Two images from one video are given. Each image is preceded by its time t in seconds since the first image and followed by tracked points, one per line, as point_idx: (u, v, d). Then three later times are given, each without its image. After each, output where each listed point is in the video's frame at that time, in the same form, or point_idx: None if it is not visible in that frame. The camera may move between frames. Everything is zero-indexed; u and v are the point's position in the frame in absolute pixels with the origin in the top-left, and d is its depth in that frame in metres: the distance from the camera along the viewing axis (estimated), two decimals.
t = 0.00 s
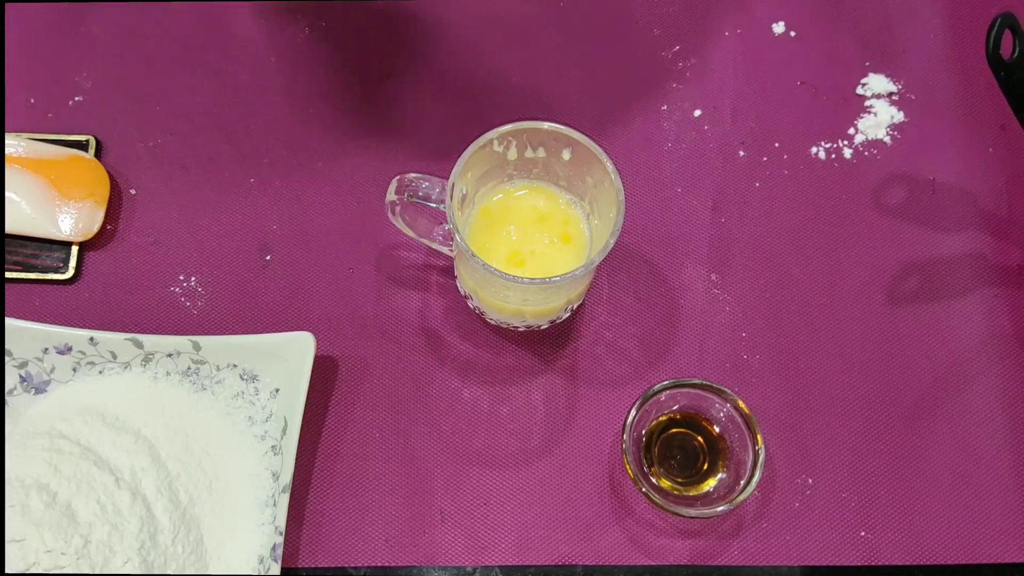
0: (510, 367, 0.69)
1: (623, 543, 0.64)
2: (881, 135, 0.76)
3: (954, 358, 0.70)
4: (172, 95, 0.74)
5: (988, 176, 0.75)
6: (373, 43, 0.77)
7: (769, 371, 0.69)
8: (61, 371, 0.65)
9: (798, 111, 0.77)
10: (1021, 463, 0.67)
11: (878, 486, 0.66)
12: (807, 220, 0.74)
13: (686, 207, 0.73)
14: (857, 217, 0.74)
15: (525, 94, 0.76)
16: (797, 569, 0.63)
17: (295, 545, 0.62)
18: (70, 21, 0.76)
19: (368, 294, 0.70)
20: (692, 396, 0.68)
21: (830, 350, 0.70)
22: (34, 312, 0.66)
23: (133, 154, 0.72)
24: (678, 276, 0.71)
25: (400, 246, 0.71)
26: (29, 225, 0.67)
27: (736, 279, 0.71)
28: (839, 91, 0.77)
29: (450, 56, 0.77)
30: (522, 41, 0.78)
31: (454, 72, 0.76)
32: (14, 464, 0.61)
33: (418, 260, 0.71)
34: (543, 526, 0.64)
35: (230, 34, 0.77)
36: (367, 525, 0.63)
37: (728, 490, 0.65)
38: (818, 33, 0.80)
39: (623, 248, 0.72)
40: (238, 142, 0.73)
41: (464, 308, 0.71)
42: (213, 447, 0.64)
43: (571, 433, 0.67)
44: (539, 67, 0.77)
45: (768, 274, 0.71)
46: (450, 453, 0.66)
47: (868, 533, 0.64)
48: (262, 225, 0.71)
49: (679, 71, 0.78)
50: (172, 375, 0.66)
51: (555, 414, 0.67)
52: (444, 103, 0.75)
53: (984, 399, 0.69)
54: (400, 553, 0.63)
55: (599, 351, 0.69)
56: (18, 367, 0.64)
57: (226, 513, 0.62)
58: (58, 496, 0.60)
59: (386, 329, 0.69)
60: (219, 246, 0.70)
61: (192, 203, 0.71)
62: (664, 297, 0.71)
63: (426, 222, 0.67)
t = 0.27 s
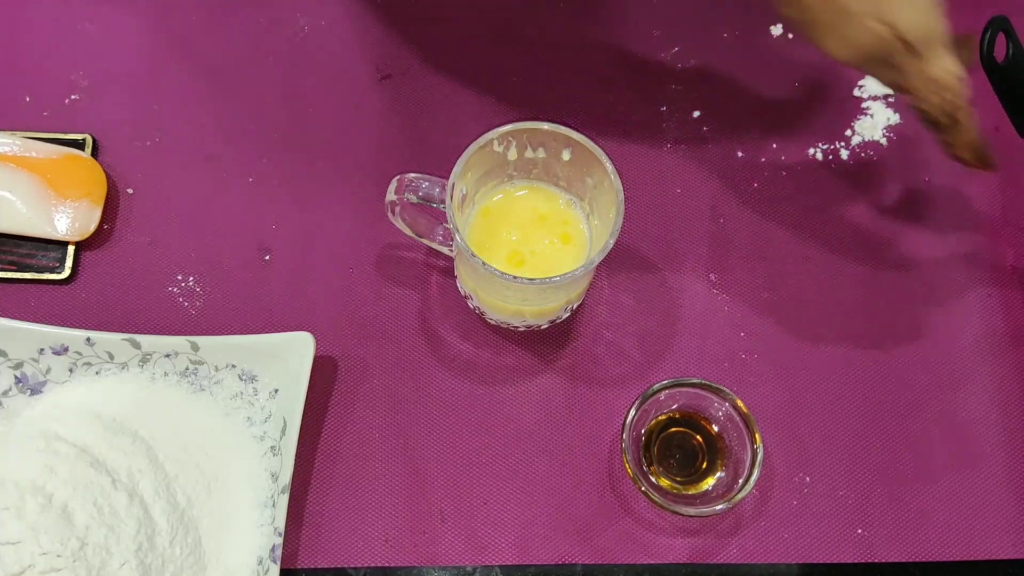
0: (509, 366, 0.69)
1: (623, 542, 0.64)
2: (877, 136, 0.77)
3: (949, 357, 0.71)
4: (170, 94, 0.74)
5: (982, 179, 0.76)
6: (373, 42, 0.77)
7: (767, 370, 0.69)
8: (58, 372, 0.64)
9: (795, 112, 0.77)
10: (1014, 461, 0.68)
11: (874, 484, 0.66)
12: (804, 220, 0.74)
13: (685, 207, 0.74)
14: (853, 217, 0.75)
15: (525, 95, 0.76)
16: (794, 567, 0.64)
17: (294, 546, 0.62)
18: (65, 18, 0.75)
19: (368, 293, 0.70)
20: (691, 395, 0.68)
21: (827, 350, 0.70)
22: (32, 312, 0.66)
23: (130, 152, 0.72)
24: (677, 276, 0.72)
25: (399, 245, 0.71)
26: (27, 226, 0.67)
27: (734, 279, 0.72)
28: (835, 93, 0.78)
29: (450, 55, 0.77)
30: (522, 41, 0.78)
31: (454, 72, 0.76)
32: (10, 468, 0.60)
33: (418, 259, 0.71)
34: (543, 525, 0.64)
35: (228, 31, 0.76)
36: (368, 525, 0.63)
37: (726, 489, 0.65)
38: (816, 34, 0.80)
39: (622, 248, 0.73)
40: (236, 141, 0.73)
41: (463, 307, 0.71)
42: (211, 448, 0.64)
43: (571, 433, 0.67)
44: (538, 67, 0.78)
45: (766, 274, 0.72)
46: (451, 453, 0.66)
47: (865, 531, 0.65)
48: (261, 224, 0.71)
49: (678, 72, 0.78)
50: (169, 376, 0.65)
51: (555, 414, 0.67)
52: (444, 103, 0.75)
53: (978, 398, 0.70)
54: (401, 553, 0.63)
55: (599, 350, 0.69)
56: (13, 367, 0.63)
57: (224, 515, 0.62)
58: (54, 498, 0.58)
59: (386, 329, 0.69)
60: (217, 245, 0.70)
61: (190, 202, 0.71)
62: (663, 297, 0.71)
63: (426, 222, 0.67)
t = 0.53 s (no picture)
0: (510, 366, 0.69)
1: (623, 542, 0.64)
2: (877, 136, 0.77)
3: (948, 357, 0.71)
4: (170, 94, 0.74)
5: (981, 179, 0.76)
6: (373, 42, 0.77)
7: (767, 370, 0.69)
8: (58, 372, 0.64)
9: (795, 112, 0.78)
10: (1014, 461, 0.68)
11: (874, 484, 0.66)
12: (804, 221, 0.74)
13: (684, 207, 0.74)
14: (853, 217, 0.75)
15: (525, 95, 0.77)
16: (794, 567, 0.64)
17: (294, 546, 0.62)
18: (65, 18, 0.75)
19: (368, 293, 0.70)
20: (692, 395, 0.68)
21: (827, 349, 0.70)
22: (32, 312, 0.66)
23: (130, 152, 0.72)
24: (677, 276, 0.72)
25: (399, 245, 0.71)
26: (27, 226, 0.67)
27: (733, 279, 0.72)
28: (835, 93, 0.78)
29: (450, 55, 0.77)
30: (523, 41, 0.78)
31: (455, 72, 0.76)
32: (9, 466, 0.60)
33: (418, 258, 0.71)
34: (543, 525, 0.64)
35: (228, 31, 0.76)
36: (368, 525, 0.63)
37: (726, 489, 0.65)
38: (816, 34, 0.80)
39: (622, 248, 0.73)
40: (236, 141, 0.73)
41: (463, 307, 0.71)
42: (211, 448, 0.64)
43: (571, 433, 0.67)
44: (538, 68, 0.78)
45: (766, 274, 0.72)
46: (451, 453, 0.66)
47: (865, 531, 0.65)
48: (261, 224, 0.71)
49: (678, 72, 0.78)
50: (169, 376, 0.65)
51: (555, 414, 0.67)
52: (444, 103, 0.75)
53: (978, 398, 0.70)
54: (401, 553, 0.63)
55: (599, 350, 0.70)
56: (13, 367, 0.63)
57: (224, 515, 0.62)
58: (54, 498, 0.58)
59: (386, 329, 0.69)
60: (217, 245, 0.70)
61: (190, 202, 0.71)
62: (663, 297, 0.71)
63: (426, 222, 0.66)
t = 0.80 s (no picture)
0: (510, 366, 0.69)
1: (623, 542, 0.64)
2: (877, 136, 0.77)
3: (948, 357, 0.71)
4: (170, 94, 0.74)
5: (982, 179, 0.76)
6: (373, 41, 0.77)
7: (767, 370, 0.69)
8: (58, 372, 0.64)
9: (795, 112, 0.77)
10: (1014, 462, 0.68)
11: (874, 485, 0.66)
12: (804, 221, 0.74)
13: (684, 207, 0.74)
14: (853, 217, 0.75)
15: (525, 95, 0.77)
16: (794, 567, 0.64)
17: (294, 546, 0.62)
18: (64, 18, 0.75)
19: (368, 293, 0.70)
20: (692, 395, 0.68)
21: (827, 350, 0.70)
22: (32, 313, 0.66)
23: (130, 152, 0.72)
24: (677, 276, 0.72)
25: (399, 245, 0.71)
26: (27, 226, 0.67)
27: (733, 279, 0.72)
28: (835, 93, 0.78)
29: (450, 55, 0.77)
30: (523, 41, 0.78)
31: (455, 72, 0.76)
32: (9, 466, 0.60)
33: (418, 258, 0.71)
34: (543, 526, 0.64)
35: (227, 31, 0.76)
36: (368, 525, 0.63)
37: (726, 489, 0.65)
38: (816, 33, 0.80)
39: (622, 248, 0.73)
40: (235, 141, 0.73)
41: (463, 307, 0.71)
42: (211, 448, 0.64)
43: (572, 433, 0.67)
44: (538, 68, 0.78)
45: (765, 274, 0.72)
46: (451, 453, 0.66)
47: (865, 531, 0.65)
48: (261, 224, 0.71)
49: (678, 72, 0.78)
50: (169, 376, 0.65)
51: (555, 414, 0.67)
52: (444, 103, 0.75)
53: (978, 398, 0.70)
54: (401, 553, 0.63)
55: (599, 350, 0.69)
56: (13, 367, 0.63)
57: (224, 515, 0.62)
58: (54, 498, 0.58)
59: (385, 329, 0.69)
60: (217, 245, 0.70)
61: (190, 202, 0.71)
62: (663, 297, 0.71)
63: (426, 222, 0.66)
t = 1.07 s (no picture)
0: (510, 366, 0.69)
1: (623, 542, 0.64)
2: (877, 136, 0.77)
3: (948, 357, 0.71)
4: (170, 94, 0.74)
5: (981, 179, 0.77)
6: (374, 41, 0.77)
7: (767, 370, 0.69)
8: (57, 372, 0.63)
9: (796, 112, 0.78)
10: (1014, 461, 0.68)
11: (874, 485, 0.67)
12: (804, 221, 0.74)
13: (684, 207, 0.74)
14: (853, 217, 0.75)
15: (526, 96, 0.77)
16: (794, 567, 0.64)
17: (294, 546, 0.62)
18: (64, 18, 0.75)
19: (368, 293, 0.70)
20: (691, 395, 0.69)
21: (827, 349, 0.70)
22: (33, 313, 0.66)
23: (130, 152, 0.72)
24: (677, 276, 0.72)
25: (400, 244, 0.71)
26: (27, 226, 0.67)
27: (733, 279, 0.72)
28: (835, 93, 0.78)
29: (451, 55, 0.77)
30: (523, 41, 0.78)
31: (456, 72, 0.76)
32: (11, 466, 0.60)
33: (418, 257, 0.71)
34: (543, 526, 0.64)
35: (228, 31, 0.76)
36: (368, 525, 0.63)
37: (726, 489, 0.66)
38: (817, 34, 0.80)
39: (622, 248, 0.73)
40: (236, 141, 0.73)
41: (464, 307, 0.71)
42: (211, 448, 0.64)
43: (572, 433, 0.67)
44: (538, 68, 0.78)
45: (765, 274, 0.72)
46: (451, 453, 0.66)
47: (865, 531, 0.65)
48: (261, 224, 0.71)
49: (679, 72, 0.78)
50: (169, 375, 0.64)
51: (556, 414, 0.67)
52: (445, 103, 0.75)
53: (977, 398, 0.70)
54: (401, 553, 0.63)
55: (600, 350, 0.69)
56: (13, 367, 0.62)
57: (224, 514, 0.62)
58: (54, 499, 0.59)
59: (385, 329, 0.69)
60: (217, 245, 0.70)
61: (190, 202, 0.71)
62: (663, 297, 0.71)
63: (426, 222, 0.67)
